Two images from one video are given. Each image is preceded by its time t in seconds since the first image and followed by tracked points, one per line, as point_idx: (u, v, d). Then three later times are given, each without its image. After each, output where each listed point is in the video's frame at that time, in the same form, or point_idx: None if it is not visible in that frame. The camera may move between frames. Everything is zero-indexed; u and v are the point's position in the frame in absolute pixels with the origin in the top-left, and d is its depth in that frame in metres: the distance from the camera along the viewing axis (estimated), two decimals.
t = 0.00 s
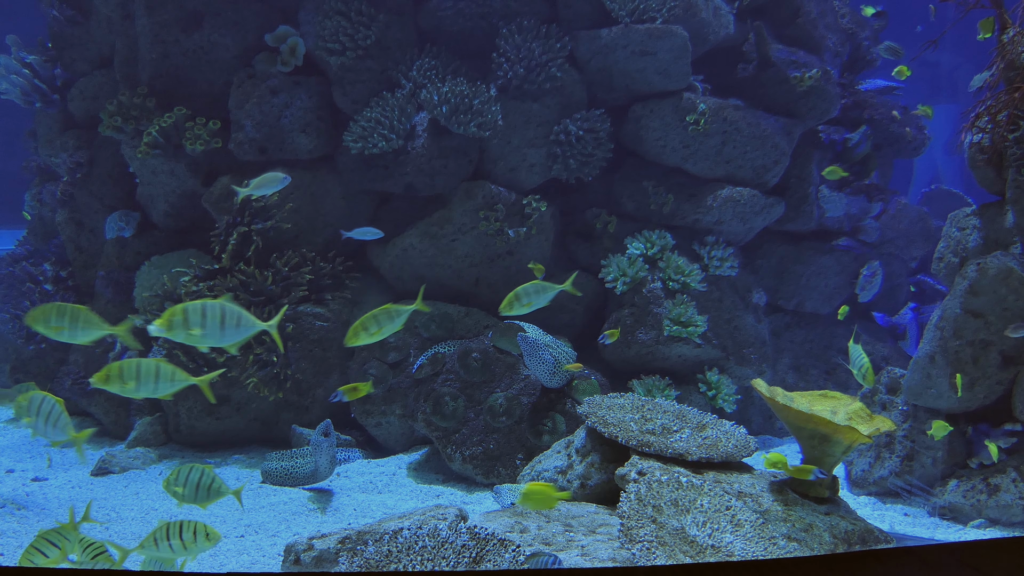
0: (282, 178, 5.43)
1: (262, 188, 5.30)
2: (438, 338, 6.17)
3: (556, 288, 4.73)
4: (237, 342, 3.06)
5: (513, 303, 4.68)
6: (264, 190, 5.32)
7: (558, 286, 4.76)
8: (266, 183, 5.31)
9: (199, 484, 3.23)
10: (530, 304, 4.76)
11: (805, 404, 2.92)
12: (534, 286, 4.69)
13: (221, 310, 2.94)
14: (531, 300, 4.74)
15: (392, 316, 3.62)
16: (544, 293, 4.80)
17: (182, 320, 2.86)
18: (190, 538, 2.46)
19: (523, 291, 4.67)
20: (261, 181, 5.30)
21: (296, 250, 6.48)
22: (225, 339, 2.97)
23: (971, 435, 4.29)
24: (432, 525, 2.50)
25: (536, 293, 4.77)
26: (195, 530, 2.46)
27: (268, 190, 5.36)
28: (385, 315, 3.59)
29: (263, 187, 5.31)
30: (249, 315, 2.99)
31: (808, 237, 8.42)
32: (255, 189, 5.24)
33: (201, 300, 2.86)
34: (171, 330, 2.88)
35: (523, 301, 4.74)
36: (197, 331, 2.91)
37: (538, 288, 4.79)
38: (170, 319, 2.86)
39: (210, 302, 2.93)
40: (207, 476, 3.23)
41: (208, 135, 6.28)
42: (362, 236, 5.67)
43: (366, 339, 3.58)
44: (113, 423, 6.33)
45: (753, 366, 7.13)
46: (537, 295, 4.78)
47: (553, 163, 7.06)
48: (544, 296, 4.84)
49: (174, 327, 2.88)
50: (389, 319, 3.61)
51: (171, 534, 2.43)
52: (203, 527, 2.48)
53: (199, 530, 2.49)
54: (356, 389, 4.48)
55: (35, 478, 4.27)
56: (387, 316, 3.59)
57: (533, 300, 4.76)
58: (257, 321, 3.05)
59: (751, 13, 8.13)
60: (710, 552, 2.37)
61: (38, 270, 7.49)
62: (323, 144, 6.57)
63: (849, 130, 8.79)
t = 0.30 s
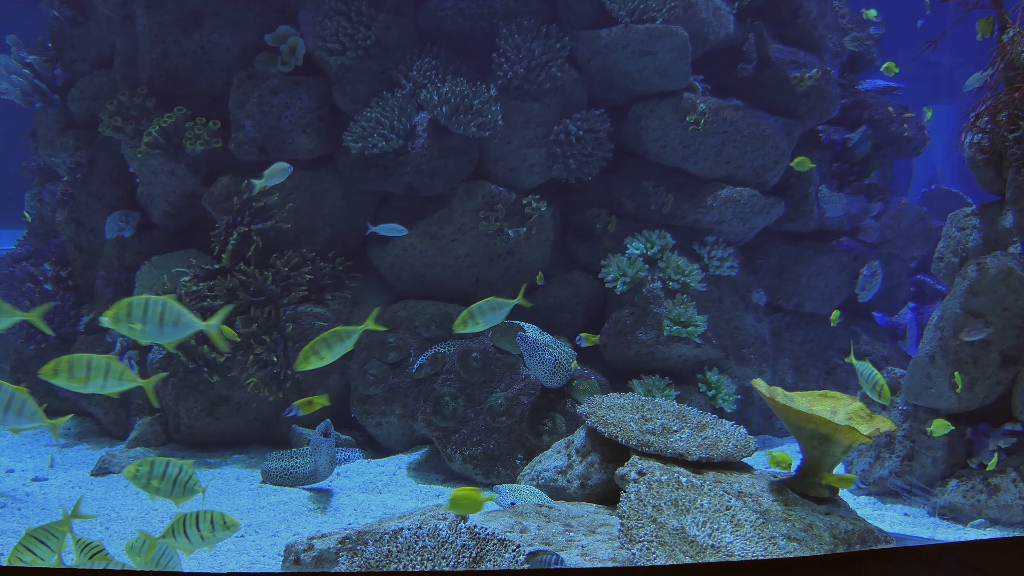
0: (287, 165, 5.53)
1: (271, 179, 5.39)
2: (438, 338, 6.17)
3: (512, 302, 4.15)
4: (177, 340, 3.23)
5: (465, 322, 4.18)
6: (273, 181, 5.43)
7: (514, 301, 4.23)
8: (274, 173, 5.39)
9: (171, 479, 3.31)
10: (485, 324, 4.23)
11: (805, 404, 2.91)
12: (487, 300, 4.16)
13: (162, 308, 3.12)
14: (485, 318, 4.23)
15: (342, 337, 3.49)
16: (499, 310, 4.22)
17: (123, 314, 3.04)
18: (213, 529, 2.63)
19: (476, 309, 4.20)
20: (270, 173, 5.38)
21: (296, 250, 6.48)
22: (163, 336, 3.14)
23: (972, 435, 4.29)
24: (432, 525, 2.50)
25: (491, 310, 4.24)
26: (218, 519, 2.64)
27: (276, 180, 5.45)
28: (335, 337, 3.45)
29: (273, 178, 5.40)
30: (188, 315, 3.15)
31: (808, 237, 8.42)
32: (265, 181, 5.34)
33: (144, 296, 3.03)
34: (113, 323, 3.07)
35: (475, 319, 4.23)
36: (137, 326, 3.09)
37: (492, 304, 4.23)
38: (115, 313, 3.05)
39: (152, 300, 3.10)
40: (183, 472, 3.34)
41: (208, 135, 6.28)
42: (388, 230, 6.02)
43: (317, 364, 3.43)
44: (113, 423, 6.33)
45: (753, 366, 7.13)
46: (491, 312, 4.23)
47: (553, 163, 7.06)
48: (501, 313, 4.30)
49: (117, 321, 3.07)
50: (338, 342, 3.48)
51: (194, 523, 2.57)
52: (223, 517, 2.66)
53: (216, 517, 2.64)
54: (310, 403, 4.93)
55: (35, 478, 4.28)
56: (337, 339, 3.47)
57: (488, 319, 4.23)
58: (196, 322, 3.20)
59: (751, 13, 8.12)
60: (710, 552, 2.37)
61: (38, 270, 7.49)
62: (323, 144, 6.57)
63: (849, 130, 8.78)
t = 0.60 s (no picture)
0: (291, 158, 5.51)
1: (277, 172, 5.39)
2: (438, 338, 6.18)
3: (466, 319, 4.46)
4: (116, 332, 3.29)
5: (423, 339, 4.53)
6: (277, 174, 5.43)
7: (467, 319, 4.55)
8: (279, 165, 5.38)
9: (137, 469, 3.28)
10: (441, 340, 4.62)
11: (805, 404, 2.91)
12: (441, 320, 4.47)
13: (103, 301, 3.19)
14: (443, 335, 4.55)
15: (292, 359, 3.43)
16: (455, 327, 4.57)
17: (61, 304, 3.11)
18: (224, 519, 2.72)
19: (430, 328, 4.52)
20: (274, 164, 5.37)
21: (296, 250, 6.48)
22: (104, 327, 3.22)
23: (971, 435, 4.29)
24: (432, 525, 2.50)
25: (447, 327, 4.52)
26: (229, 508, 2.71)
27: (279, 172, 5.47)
28: (284, 360, 3.40)
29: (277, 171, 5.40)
30: (129, 309, 3.24)
31: (808, 237, 8.41)
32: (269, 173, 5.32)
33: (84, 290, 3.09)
34: (50, 313, 3.12)
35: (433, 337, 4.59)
36: (75, 318, 3.17)
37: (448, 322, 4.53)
38: (51, 304, 3.11)
39: (92, 293, 3.18)
40: (142, 463, 3.30)
41: (208, 135, 6.28)
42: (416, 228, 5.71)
43: (263, 386, 3.36)
44: (113, 423, 6.34)
45: (753, 366, 7.13)
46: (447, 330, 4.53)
47: (553, 163, 7.06)
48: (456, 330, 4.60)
49: (54, 312, 3.12)
50: (288, 364, 3.42)
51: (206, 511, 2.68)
52: (234, 506, 2.74)
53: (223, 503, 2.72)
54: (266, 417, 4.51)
55: (35, 478, 4.28)
56: (287, 361, 3.41)
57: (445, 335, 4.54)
58: (139, 315, 3.29)
59: (751, 13, 8.13)
60: (710, 552, 2.37)
61: (38, 270, 7.48)
62: (323, 144, 6.57)
63: (849, 130, 8.78)
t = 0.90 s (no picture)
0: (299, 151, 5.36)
1: (281, 164, 5.31)
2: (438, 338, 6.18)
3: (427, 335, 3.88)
4: (35, 321, 3.81)
5: (377, 363, 3.88)
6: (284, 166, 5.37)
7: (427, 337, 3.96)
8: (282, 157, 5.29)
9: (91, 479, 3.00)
10: (399, 361, 3.95)
11: (805, 404, 2.91)
12: (397, 339, 3.88)
13: (24, 292, 3.68)
14: (399, 356, 3.96)
15: (241, 378, 3.52)
16: (415, 345, 3.99)
17: None
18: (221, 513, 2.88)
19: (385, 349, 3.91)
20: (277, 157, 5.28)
21: (296, 250, 6.47)
22: (31, 316, 3.83)
23: (971, 435, 4.29)
24: (432, 525, 2.50)
25: (403, 347, 3.98)
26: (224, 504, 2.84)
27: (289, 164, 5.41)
28: (233, 379, 3.49)
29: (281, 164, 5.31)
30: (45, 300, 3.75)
31: (808, 237, 8.41)
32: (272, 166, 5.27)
33: (9, 282, 3.59)
34: None
35: (387, 358, 3.93)
36: None
37: (404, 342, 3.98)
38: None
39: (16, 285, 3.67)
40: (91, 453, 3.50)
41: (208, 135, 6.28)
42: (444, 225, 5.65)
43: (211, 405, 3.43)
44: (113, 422, 6.34)
45: (753, 366, 7.13)
46: (403, 349, 3.97)
47: (553, 163, 7.05)
48: (414, 349, 4.05)
49: None
50: (236, 383, 3.51)
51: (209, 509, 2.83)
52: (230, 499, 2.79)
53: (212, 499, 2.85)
54: (217, 426, 4.80)
55: (35, 478, 4.29)
56: (236, 379, 3.50)
57: (401, 356, 3.97)
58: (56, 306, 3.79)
59: (751, 13, 8.13)
60: (710, 552, 2.37)
61: (38, 270, 7.49)
62: (323, 144, 6.57)
63: (849, 130, 8.77)
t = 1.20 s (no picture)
0: (311, 145, 5.30)
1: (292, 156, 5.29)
2: (438, 338, 6.19)
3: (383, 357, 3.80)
4: None
5: (333, 388, 3.75)
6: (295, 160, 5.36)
7: (382, 360, 3.87)
8: (291, 150, 5.27)
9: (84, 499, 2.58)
10: (354, 387, 3.83)
11: (805, 404, 2.90)
12: (353, 362, 3.77)
13: None
14: (354, 382, 3.84)
15: (190, 394, 3.48)
16: (370, 368, 3.88)
17: None
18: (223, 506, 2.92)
19: (340, 376, 3.79)
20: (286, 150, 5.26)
21: (296, 250, 6.47)
22: None
23: (971, 434, 4.29)
24: (432, 525, 2.49)
25: (359, 371, 3.87)
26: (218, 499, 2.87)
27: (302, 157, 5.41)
28: (178, 392, 3.42)
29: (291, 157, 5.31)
30: None
31: (807, 237, 8.41)
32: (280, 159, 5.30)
33: None
34: None
35: (342, 384, 3.80)
36: None
37: (359, 365, 3.87)
38: None
39: None
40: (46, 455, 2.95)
41: (208, 135, 6.28)
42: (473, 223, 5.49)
43: (152, 415, 3.35)
44: (113, 422, 6.34)
45: (753, 366, 7.13)
46: (358, 374, 3.86)
47: (553, 163, 7.05)
48: (370, 371, 3.94)
49: None
50: (182, 398, 3.45)
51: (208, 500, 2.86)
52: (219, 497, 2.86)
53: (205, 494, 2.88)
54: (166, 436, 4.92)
55: (35, 479, 4.29)
56: (182, 395, 3.44)
57: (357, 381, 3.85)
58: None
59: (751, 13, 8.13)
60: (710, 552, 2.36)
61: (38, 270, 7.49)
62: (323, 144, 6.57)
63: (849, 130, 8.77)
